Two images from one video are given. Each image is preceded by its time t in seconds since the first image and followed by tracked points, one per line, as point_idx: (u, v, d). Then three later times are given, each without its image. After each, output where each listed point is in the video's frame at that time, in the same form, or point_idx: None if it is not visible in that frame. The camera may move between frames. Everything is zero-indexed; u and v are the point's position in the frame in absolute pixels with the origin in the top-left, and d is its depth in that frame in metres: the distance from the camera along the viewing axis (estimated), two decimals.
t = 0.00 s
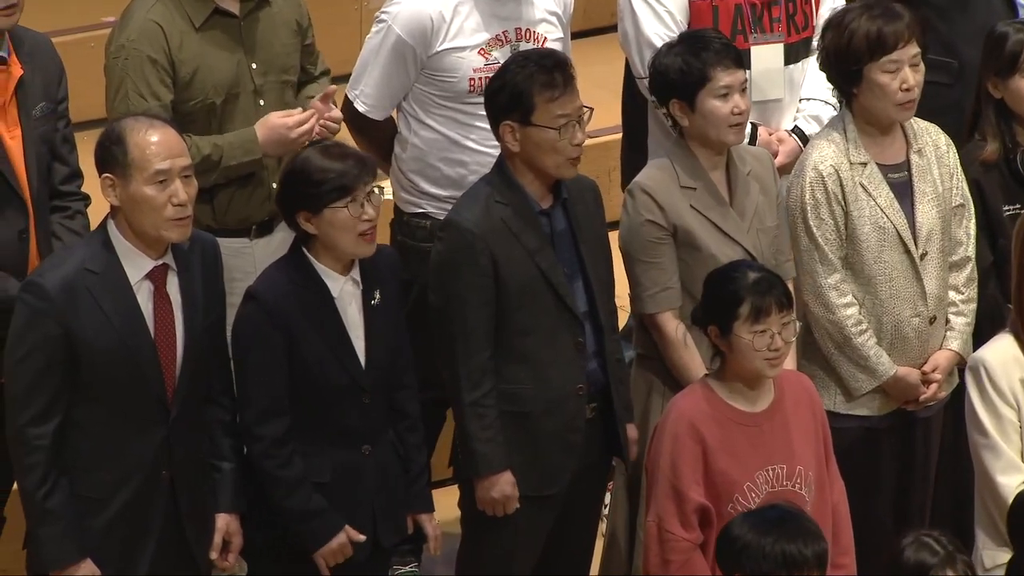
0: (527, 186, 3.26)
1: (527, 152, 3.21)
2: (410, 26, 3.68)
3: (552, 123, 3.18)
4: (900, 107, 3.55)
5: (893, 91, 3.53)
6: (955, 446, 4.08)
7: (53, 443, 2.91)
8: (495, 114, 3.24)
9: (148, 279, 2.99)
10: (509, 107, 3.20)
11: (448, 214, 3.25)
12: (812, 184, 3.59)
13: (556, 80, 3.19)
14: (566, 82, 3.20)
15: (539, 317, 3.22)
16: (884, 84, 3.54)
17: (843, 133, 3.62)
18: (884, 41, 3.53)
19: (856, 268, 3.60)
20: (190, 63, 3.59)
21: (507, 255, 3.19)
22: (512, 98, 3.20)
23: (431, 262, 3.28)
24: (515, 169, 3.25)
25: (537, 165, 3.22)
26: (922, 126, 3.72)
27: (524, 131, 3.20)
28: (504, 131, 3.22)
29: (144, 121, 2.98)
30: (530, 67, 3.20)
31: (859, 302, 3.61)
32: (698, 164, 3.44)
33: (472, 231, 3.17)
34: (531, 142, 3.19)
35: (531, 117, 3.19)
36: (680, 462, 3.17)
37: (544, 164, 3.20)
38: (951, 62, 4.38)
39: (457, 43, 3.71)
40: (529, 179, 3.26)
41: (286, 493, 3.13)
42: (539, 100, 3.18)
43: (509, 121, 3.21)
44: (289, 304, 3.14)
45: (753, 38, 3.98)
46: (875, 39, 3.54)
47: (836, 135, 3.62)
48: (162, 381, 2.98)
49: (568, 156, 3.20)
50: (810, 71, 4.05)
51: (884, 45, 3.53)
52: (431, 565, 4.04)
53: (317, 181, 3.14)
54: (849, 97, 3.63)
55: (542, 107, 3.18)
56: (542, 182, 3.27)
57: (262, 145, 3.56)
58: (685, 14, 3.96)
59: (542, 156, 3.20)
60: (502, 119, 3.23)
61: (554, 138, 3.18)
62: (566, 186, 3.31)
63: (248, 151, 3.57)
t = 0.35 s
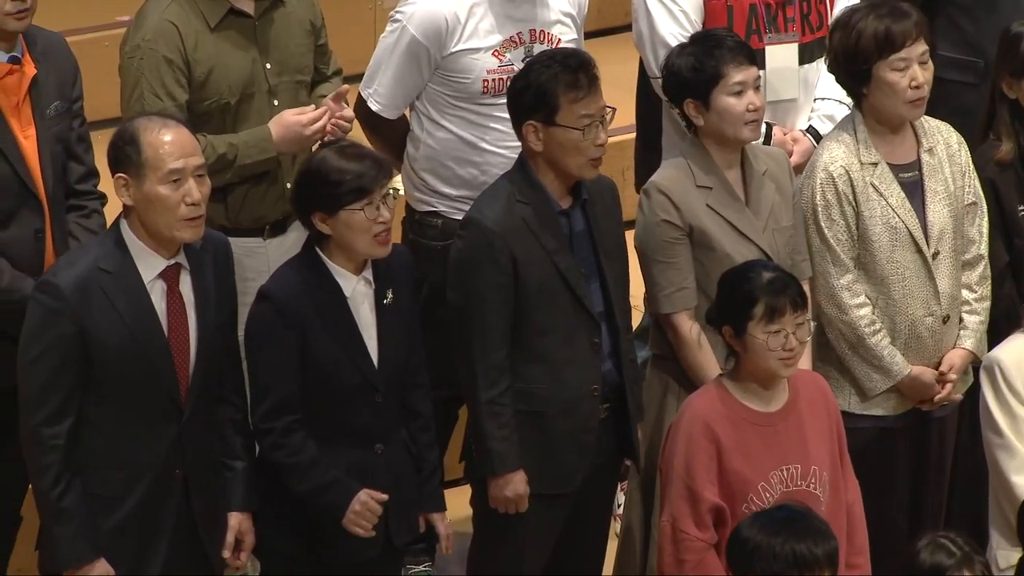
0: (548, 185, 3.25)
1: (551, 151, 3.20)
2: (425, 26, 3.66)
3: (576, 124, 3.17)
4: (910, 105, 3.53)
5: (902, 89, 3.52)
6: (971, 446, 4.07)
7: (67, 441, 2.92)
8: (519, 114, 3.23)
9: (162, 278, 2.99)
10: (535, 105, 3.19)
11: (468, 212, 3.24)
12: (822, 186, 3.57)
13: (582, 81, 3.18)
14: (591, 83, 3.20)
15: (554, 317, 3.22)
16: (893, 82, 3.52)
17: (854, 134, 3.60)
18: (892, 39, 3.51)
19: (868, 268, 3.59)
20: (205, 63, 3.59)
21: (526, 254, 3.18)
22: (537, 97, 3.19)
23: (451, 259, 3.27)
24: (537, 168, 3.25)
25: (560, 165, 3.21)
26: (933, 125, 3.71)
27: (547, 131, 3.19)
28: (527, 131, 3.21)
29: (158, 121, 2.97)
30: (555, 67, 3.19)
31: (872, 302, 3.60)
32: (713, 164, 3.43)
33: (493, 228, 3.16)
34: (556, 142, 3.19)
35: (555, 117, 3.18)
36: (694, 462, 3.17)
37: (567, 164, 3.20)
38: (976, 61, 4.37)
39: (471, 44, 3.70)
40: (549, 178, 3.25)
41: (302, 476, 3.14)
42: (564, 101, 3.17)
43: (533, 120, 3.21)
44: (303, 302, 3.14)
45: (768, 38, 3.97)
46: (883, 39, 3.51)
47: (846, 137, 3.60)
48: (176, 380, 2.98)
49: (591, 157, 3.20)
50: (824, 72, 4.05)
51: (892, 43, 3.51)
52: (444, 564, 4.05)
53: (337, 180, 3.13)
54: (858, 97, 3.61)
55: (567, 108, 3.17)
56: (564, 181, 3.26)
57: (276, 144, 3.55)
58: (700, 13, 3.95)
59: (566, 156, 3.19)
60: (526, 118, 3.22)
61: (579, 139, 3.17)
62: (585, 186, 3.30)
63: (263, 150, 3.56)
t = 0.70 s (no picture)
0: (555, 185, 3.25)
1: (557, 151, 3.21)
2: (438, 25, 3.67)
3: (582, 124, 3.18)
4: (923, 104, 3.52)
5: (916, 87, 3.51)
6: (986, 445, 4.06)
7: (83, 440, 2.93)
8: (527, 113, 3.23)
9: (179, 278, 3.00)
10: (542, 104, 3.20)
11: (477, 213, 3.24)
12: (834, 182, 3.57)
13: (589, 82, 3.18)
14: (598, 86, 3.20)
15: (567, 317, 3.22)
16: (907, 80, 3.51)
17: (867, 131, 3.59)
18: (907, 38, 3.50)
19: (881, 265, 3.59)
20: (219, 63, 3.60)
21: (534, 254, 3.19)
22: (546, 97, 3.19)
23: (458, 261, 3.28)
24: (544, 167, 3.25)
25: (566, 165, 3.21)
26: (947, 123, 3.70)
27: (554, 131, 3.20)
28: (534, 130, 3.22)
29: (179, 122, 2.98)
30: (562, 67, 3.19)
31: (885, 299, 3.60)
32: (728, 164, 3.43)
33: (501, 229, 3.16)
34: (562, 142, 3.19)
35: (561, 117, 3.19)
36: (707, 461, 3.17)
37: (573, 163, 3.20)
38: (996, 58, 4.36)
39: (485, 44, 3.70)
40: (556, 178, 3.25)
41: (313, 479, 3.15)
42: (571, 101, 3.17)
43: (540, 119, 3.21)
44: (315, 301, 3.15)
45: (783, 38, 3.96)
46: (898, 37, 3.51)
47: (859, 133, 3.60)
48: (192, 380, 2.99)
49: (595, 157, 3.19)
50: (839, 72, 4.06)
51: (907, 41, 3.50)
52: (457, 564, 4.05)
53: (361, 186, 3.13)
54: (872, 94, 3.60)
55: (573, 108, 3.17)
56: (570, 181, 3.27)
57: (290, 139, 3.56)
58: (717, 14, 3.93)
59: (571, 155, 3.19)
60: (533, 117, 3.22)
61: (584, 139, 3.17)
62: (593, 185, 3.30)
63: (277, 145, 3.57)
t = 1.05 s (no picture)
0: (569, 185, 3.25)
1: (566, 148, 3.21)
2: (453, 25, 3.67)
3: (588, 118, 3.18)
4: (940, 103, 3.51)
5: (932, 86, 3.50)
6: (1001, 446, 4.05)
7: (98, 439, 2.93)
8: (533, 112, 3.24)
9: (194, 278, 3.00)
10: (546, 102, 3.20)
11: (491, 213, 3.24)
12: (849, 181, 3.57)
13: (591, 76, 3.19)
14: (601, 78, 3.20)
15: (581, 316, 3.22)
16: (924, 78, 3.50)
17: (881, 128, 3.59)
18: (924, 36, 3.50)
19: (894, 264, 3.59)
20: (233, 63, 3.60)
21: (547, 254, 3.19)
22: (548, 95, 3.20)
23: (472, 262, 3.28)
24: (556, 167, 3.25)
25: (576, 161, 3.21)
26: (961, 122, 3.69)
27: (561, 127, 3.20)
28: (541, 128, 3.22)
29: (193, 121, 2.98)
30: (565, 63, 3.20)
31: (898, 298, 3.60)
32: (741, 164, 3.42)
33: (514, 229, 3.17)
34: (569, 139, 3.19)
35: (568, 113, 3.19)
36: (721, 462, 3.17)
37: (583, 160, 3.20)
38: (1012, 56, 4.35)
39: (500, 44, 3.70)
40: (569, 178, 3.25)
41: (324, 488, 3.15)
42: (576, 94, 3.18)
43: (547, 118, 3.21)
44: (327, 300, 3.15)
45: (799, 38, 3.95)
46: (915, 35, 3.50)
47: (874, 130, 3.60)
48: (206, 379, 2.99)
49: (606, 151, 3.20)
50: (856, 73, 4.06)
51: (924, 40, 3.50)
52: (471, 564, 4.06)
53: (378, 188, 3.13)
54: (887, 93, 3.59)
55: (578, 101, 3.18)
56: (584, 180, 3.26)
57: (305, 146, 3.57)
58: (732, 13, 3.92)
59: (580, 151, 3.19)
60: (539, 116, 3.23)
61: (591, 134, 3.18)
62: (607, 185, 3.31)
63: (292, 151, 3.58)
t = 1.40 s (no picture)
0: (586, 185, 3.26)
1: (585, 149, 3.21)
2: (468, 24, 3.66)
3: (609, 120, 3.18)
4: (954, 103, 3.51)
5: (948, 85, 3.49)
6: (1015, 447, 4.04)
7: (111, 437, 2.94)
8: (552, 113, 3.24)
9: (205, 275, 3.01)
10: (568, 103, 3.20)
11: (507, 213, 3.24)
12: (866, 182, 3.56)
13: (613, 78, 3.19)
14: (623, 81, 3.20)
15: (595, 315, 3.22)
16: (939, 78, 3.49)
17: (898, 128, 3.59)
18: (939, 35, 3.48)
19: (912, 263, 3.58)
20: (247, 62, 3.60)
21: (564, 254, 3.18)
22: (569, 96, 3.20)
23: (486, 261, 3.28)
24: (574, 167, 3.25)
25: (595, 162, 3.21)
26: (975, 121, 3.68)
27: (582, 129, 3.20)
28: (562, 129, 3.22)
29: (202, 118, 2.98)
30: (586, 64, 3.20)
31: (916, 297, 3.59)
32: (754, 163, 3.42)
33: (531, 228, 3.17)
34: (589, 139, 3.19)
35: (589, 114, 3.18)
36: (734, 462, 3.16)
37: (602, 161, 3.20)
38: None
39: (515, 41, 3.69)
40: (588, 178, 3.26)
41: (342, 492, 3.15)
42: (597, 96, 3.18)
43: (567, 118, 3.21)
44: (341, 300, 3.15)
45: (815, 39, 3.95)
46: (930, 34, 3.49)
47: (891, 130, 3.59)
48: (219, 377, 3.00)
49: (626, 153, 3.19)
50: (872, 73, 4.03)
51: (939, 39, 3.48)
52: (485, 564, 4.06)
53: (369, 176, 3.15)
54: (903, 92, 3.58)
55: (601, 102, 3.17)
56: (601, 181, 3.26)
57: (319, 143, 3.57)
58: (748, 14, 3.91)
59: (600, 153, 3.19)
60: (559, 116, 3.22)
61: (613, 136, 3.17)
62: (624, 185, 3.30)
63: (306, 148, 3.57)
